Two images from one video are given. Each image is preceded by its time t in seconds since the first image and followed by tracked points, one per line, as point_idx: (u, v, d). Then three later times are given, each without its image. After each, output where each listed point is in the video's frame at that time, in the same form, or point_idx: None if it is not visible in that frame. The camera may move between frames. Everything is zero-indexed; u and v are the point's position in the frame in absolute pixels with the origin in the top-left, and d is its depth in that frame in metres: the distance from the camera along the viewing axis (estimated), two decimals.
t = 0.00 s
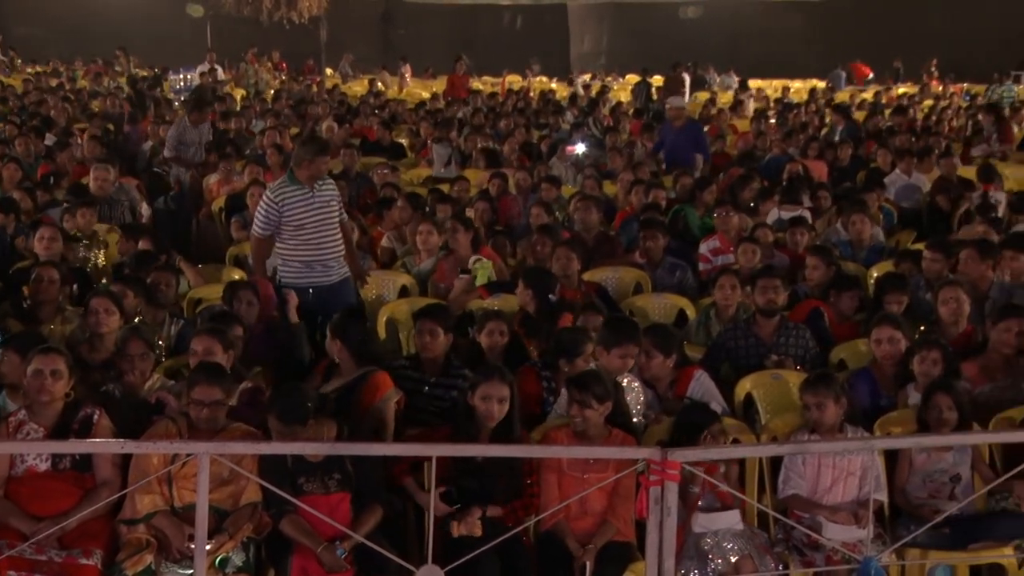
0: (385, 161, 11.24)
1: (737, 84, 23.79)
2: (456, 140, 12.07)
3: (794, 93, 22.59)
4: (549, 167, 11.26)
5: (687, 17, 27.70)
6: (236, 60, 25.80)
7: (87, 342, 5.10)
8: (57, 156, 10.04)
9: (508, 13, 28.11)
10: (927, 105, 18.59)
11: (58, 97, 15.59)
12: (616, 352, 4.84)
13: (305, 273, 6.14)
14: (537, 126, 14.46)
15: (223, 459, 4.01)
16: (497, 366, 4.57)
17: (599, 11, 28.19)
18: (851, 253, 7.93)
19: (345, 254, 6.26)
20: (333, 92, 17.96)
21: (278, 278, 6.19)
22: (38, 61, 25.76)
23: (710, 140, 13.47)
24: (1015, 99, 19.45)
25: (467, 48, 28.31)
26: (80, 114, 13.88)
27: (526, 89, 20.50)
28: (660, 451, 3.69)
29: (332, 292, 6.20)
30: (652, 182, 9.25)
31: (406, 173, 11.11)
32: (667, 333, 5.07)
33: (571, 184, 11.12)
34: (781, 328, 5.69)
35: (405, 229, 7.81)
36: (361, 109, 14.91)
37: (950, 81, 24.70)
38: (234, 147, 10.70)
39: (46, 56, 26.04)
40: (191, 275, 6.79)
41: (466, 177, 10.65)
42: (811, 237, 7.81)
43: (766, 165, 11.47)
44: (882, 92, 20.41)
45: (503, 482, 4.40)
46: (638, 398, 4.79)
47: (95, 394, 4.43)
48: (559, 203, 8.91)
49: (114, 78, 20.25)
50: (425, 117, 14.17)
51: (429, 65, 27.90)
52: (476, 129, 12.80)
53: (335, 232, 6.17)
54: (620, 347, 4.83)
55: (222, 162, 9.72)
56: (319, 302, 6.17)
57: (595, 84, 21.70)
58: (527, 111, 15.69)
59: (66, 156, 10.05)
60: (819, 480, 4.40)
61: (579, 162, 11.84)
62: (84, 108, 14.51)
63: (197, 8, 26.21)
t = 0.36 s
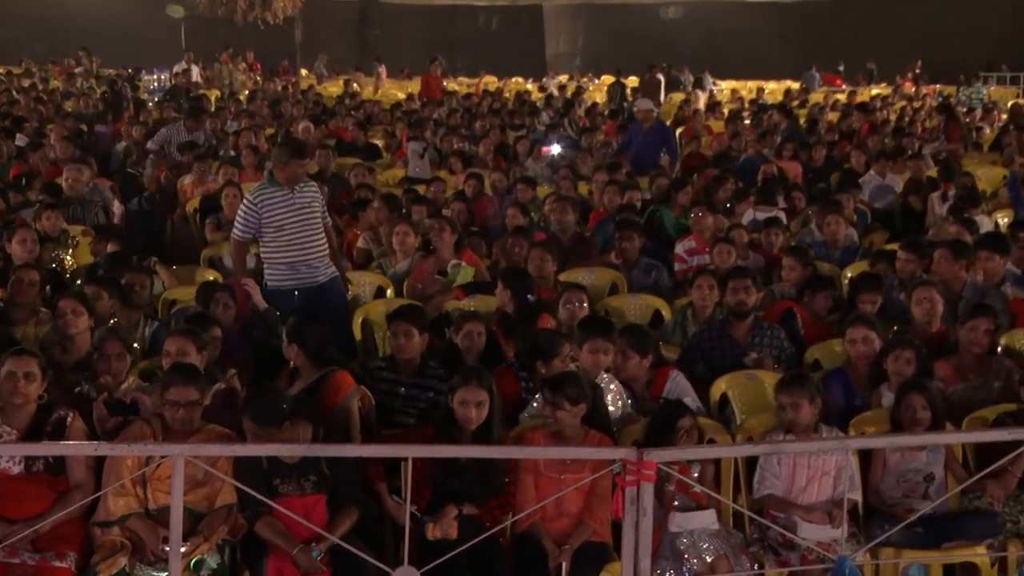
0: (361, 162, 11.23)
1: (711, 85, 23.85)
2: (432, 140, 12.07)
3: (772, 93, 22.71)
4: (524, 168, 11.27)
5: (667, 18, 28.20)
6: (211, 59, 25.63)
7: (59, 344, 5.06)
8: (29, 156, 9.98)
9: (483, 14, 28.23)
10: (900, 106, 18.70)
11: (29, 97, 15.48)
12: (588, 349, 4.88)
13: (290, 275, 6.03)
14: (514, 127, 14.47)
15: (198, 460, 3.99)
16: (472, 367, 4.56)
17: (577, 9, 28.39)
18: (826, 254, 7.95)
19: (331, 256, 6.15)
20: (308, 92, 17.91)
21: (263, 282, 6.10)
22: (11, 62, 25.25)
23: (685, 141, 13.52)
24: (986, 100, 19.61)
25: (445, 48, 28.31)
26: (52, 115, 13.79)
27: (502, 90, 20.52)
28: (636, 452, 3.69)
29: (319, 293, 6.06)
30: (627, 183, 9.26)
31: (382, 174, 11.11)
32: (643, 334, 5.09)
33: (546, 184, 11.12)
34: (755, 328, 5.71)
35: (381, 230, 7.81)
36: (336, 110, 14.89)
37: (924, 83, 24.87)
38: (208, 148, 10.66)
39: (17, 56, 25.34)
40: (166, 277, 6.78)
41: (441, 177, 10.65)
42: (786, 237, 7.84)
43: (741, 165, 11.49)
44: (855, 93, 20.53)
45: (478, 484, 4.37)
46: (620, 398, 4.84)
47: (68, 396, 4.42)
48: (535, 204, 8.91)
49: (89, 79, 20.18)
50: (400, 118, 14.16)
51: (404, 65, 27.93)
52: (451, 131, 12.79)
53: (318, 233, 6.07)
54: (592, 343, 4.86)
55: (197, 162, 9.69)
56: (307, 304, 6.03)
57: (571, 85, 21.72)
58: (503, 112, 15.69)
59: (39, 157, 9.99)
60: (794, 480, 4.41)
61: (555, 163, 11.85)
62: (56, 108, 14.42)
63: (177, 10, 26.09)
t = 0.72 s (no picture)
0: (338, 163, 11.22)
1: (689, 87, 23.89)
2: (410, 142, 12.07)
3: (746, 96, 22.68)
4: (501, 170, 11.28)
5: (648, 19, 28.29)
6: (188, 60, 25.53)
7: (33, 348, 5.04)
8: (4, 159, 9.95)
9: (461, 15, 28.20)
10: (876, 108, 18.78)
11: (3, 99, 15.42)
12: (567, 349, 4.89)
13: (287, 279, 6.08)
14: (492, 128, 14.48)
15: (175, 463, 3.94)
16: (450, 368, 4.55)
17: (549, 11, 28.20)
18: (802, 255, 7.97)
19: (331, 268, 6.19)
20: (285, 94, 17.89)
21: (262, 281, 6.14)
22: None
23: (663, 143, 13.54)
24: (961, 102, 19.71)
25: (423, 51, 28.32)
26: (27, 116, 13.74)
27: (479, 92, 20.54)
28: (613, 452, 3.68)
29: (312, 300, 6.14)
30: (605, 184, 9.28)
31: (359, 176, 11.11)
32: (619, 336, 5.10)
33: (523, 186, 11.12)
34: (732, 329, 5.72)
35: (358, 232, 7.81)
36: (313, 112, 14.88)
37: (903, 85, 24.98)
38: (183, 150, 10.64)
39: None
40: (142, 278, 6.75)
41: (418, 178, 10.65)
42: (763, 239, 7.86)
43: (718, 167, 11.51)
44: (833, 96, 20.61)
45: (457, 485, 4.36)
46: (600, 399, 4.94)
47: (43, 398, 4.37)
48: (512, 205, 8.92)
49: (64, 81, 20.13)
50: (377, 120, 14.15)
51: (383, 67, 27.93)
52: (428, 134, 12.80)
53: (323, 243, 6.13)
54: (569, 342, 4.90)
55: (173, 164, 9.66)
56: (298, 309, 6.11)
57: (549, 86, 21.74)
58: (480, 113, 15.70)
59: (13, 159, 9.96)
60: (771, 481, 4.41)
61: (532, 165, 11.87)
62: (32, 109, 14.36)
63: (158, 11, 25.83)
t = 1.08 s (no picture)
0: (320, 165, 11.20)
1: (671, 87, 23.92)
2: (392, 143, 12.06)
3: (727, 97, 22.73)
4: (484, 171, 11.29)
5: (632, 20, 28.28)
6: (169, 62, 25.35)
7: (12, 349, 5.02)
8: None
9: (443, 16, 28.16)
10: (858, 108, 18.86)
11: None
12: (553, 350, 4.90)
13: (293, 282, 6.41)
14: (475, 129, 14.49)
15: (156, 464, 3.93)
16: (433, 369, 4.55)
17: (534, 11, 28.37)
18: (784, 256, 8.00)
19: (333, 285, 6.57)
20: (267, 95, 17.85)
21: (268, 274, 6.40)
22: None
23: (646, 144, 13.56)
24: (942, 103, 19.80)
25: (405, 53, 28.24)
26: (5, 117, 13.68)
27: (462, 92, 20.54)
28: (596, 453, 3.68)
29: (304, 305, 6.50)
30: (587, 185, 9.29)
31: (342, 176, 11.11)
32: (602, 337, 5.12)
33: (505, 187, 11.13)
34: (713, 330, 5.74)
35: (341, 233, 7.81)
36: (294, 114, 14.85)
37: (885, 86, 25.09)
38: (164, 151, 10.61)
39: None
40: (123, 279, 6.71)
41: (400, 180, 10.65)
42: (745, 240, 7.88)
43: (700, 168, 11.53)
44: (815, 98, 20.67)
45: (438, 486, 4.34)
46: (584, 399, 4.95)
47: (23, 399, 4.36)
48: (495, 207, 8.93)
49: (44, 81, 20.04)
50: (360, 121, 14.13)
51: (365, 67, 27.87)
52: (409, 135, 12.79)
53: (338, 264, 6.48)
54: (558, 344, 4.89)
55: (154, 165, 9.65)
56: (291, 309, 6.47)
57: (533, 87, 21.74)
58: (462, 113, 15.70)
59: None
60: (754, 481, 4.42)
61: (515, 166, 11.88)
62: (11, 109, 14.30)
63: (142, 11, 25.50)
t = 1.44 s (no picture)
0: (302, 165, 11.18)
1: (653, 88, 23.97)
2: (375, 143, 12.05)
3: (709, 98, 22.79)
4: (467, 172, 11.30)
5: (618, 21, 28.37)
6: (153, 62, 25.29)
7: None
8: None
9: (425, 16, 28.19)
10: (840, 109, 18.93)
11: None
12: (536, 352, 4.90)
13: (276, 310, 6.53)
14: (458, 130, 14.49)
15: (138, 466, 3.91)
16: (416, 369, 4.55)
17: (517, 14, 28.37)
18: (766, 256, 8.02)
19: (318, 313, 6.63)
20: (249, 95, 17.80)
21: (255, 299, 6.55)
22: None
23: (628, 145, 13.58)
24: (923, 104, 19.90)
25: (388, 54, 28.25)
26: None
27: (445, 93, 20.53)
28: (579, 454, 3.68)
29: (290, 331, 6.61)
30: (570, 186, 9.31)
31: (324, 178, 11.09)
32: (585, 337, 5.13)
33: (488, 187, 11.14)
34: (696, 330, 5.76)
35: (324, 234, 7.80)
36: (277, 114, 14.82)
37: (866, 86, 25.22)
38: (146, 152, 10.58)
39: None
40: (104, 281, 6.69)
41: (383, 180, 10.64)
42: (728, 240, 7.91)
43: (683, 168, 11.56)
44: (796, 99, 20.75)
45: (421, 487, 4.35)
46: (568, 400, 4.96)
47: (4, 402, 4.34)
48: (478, 207, 8.94)
49: (24, 81, 19.91)
50: (342, 123, 14.10)
51: (347, 67, 27.83)
52: (391, 136, 12.78)
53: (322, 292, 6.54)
54: (541, 346, 4.89)
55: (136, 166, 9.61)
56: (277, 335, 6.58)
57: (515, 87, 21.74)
58: (445, 114, 15.69)
59: None
60: (736, 481, 4.43)
61: (498, 167, 11.88)
62: None
63: (128, 12, 25.29)
